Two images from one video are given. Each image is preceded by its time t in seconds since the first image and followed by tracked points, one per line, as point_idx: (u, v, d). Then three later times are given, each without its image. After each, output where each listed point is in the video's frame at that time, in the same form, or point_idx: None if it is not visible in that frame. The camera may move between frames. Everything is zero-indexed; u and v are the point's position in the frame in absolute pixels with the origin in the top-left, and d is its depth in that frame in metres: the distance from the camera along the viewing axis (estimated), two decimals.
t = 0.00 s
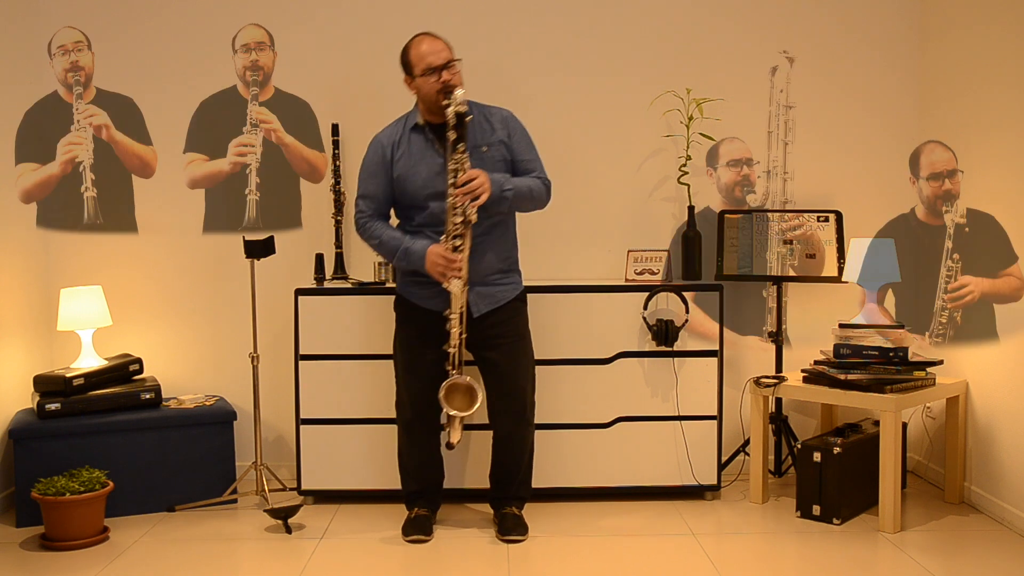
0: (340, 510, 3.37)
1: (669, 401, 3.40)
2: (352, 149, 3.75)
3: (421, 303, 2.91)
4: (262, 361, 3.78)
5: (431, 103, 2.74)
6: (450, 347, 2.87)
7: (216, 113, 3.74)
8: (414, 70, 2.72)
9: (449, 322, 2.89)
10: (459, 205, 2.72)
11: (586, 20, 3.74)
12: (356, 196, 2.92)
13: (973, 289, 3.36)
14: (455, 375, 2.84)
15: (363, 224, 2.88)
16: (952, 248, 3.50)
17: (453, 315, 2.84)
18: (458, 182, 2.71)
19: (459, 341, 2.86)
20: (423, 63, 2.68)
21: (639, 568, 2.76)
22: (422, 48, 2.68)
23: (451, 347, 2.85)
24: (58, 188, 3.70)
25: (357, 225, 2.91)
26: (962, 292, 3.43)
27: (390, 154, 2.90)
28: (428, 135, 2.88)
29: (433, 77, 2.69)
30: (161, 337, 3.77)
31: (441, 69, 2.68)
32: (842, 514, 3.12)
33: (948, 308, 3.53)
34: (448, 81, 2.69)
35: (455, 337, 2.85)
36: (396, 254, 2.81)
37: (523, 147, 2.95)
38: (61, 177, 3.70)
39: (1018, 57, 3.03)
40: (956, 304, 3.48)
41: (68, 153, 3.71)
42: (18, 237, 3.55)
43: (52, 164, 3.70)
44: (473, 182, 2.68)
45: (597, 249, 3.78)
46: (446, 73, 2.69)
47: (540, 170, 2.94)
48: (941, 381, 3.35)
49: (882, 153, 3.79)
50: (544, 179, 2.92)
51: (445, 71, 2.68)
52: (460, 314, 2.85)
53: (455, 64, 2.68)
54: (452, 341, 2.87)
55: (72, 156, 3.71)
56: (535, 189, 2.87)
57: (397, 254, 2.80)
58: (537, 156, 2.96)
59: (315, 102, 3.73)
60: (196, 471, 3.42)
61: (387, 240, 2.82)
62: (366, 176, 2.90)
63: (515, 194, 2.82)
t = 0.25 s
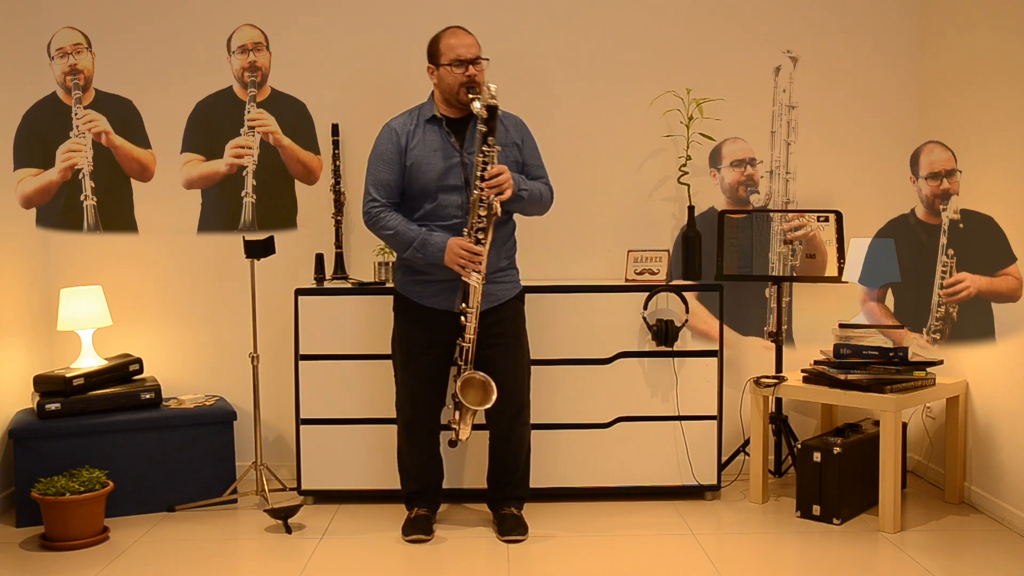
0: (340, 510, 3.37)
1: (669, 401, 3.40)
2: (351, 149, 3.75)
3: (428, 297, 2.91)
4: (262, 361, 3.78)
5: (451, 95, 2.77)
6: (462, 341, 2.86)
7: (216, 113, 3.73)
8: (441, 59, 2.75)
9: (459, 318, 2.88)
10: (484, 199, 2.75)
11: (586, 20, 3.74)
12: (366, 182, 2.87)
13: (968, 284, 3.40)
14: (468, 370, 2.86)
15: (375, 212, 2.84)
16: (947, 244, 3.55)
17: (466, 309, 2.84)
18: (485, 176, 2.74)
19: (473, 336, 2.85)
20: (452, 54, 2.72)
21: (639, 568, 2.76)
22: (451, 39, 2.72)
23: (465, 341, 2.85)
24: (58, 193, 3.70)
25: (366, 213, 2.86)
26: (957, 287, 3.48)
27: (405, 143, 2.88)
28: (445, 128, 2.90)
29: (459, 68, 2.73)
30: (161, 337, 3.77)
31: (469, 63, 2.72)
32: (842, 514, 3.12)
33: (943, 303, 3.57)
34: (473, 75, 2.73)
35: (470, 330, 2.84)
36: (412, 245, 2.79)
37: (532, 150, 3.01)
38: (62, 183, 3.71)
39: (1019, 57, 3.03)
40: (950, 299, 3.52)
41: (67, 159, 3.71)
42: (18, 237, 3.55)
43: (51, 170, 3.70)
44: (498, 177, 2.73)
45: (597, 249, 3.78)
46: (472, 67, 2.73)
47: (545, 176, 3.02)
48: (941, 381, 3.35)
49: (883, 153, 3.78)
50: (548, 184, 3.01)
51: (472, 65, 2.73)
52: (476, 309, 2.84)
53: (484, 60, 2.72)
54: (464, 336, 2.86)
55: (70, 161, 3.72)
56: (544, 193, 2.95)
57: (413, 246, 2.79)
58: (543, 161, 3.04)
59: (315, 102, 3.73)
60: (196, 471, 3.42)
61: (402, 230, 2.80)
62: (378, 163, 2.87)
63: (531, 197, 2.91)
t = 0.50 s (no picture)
0: (340, 510, 3.37)
1: (669, 401, 3.40)
2: (351, 149, 3.75)
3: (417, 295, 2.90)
4: (262, 361, 3.78)
5: (448, 94, 2.76)
6: (454, 340, 2.87)
7: (216, 113, 3.74)
8: (437, 58, 2.74)
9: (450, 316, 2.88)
10: (481, 198, 2.77)
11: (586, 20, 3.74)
12: (361, 177, 2.84)
13: (966, 276, 3.44)
14: (459, 367, 2.88)
15: (370, 208, 2.82)
16: (943, 236, 3.61)
17: (459, 308, 2.85)
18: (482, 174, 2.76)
19: (464, 334, 2.87)
20: (448, 53, 2.70)
21: (639, 568, 2.76)
22: (447, 38, 2.71)
23: (457, 339, 2.86)
24: (58, 190, 3.70)
25: (361, 209, 2.84)
26: (954, 280, 3.51)
27: (401, 139, 2.86)
28: (440, 125, 2.89)
29: (455, 67, 2.72)
30: (161, 338, 3.77)
31: (465, 62, 2.71)
32: (842, 514, 3.12)
33: (940, 296, 3.59)
34: (469, 74, 2.72)
35: (462, 329, 2.86)
36: (406, 241, 2.78)
37: (524, 151, 3.02)
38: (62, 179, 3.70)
39: (1019, 57, 3.03)
40: (948, 292, 3.55)
41: (69, 155, 3.71)
42: (18, 237, 3.55)
43: (52, 166, 3.69)
44: (495, 176, 2.75)
45: (597, 249, 3.78)
46: (469, 66, 2.72)
47: (536, 177, 3.03)
48: (941, 381, 3.35)
49: (883, 153, 3.79)
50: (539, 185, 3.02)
51: (468, 64, 2.72)
52: (468, 308, 2.86)
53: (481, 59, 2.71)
54: (456, 334, 2.88)
55: (72, 157, 3.72)
56: (536, 193, 2.96)
57: (408, 242, 2.78)
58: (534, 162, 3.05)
59: (315, 102, 3.73)
60: (196, 471, 3.42)
61: (397, 226, 2.78)
62: (374, 158, 2.84)
63: (523, 196, 2.90)
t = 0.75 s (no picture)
0: (340, 510, 3.37)
1: (669, 401, 3.40)
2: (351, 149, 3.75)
3: (399, 290, 2.90)
4: (262, 361, 3.78)
5: (424, 88, 2.77)
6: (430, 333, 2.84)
7: (215, 113, 3.74)
8: (413, 53, 2.76)
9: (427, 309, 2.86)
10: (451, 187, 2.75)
11: (586, 20, 3.74)
12: (340, 173, 2.89)
13: (966, 276, 3.44)
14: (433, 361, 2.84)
15: (347, 202, 2.85)
16: (944, 235, 3.61)
17: (435, 300, 2.83)
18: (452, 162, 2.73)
19: (440, 327, 2.84)
20: (423, 46, 2.72)
21: (639, 568, 2.76)
22: (422, 32, 2.72)
23: (431, 332, 2.83)
24: (57, 177, 3.69)
25: (339, 204, 2.88)
26: (954, 279, 3.51)
27: (378, 134, 2.89)
28: (418, 118, 2.90)
29: (430, 61, 2.72)
30: (161, 337, 3.77)
31: (440, 56, 2.72)
32: (842, 514, 3.12)
33: (940, 294, 3.59)
34: (444, 67, 2.73)
35: (437, 322, 2.83)
36: (380, 233, 2.79)
37: (507, 142, 2.99)
38: (62, 167, 3.70)
39: (1019, 58, 3.03)
40: (948, 289, 3.56)
41: (70, 140, 3.71)
42: (18, 237, 3.54)
43: (52, 152, 3.69)
44: (465, 164, 2.70)
45: (597, 249, 3.78)
46: (444, 60, 2.73)
47: (522, 169, 3.00)
48: (941, 381, 3.35)
49: (883, 153, 3.78)
50: (524, 177, 2.99)
51: (443, 58, 2.72)
52: (443, 300, 2.83)
53: (456, 52, 2.72)
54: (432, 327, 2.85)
55: (72, 142, 3.71)
56: (518, 184, 2.93)
57: (381, 234, 2.78)
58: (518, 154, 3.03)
59: (315, 102, 3.73)
60: (196, 471, 3.42)
61: (371, 219, 2.80)
62: (352, 154, 2.88)
63: (501, 186, 2.87)
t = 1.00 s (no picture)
0: (340, 510, 3.37)
1: (670, 401, 3.41)
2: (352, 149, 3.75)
3: (387, 295, 2.93)
4: (263, 361, 3.78)
5: (405, 91, 2.78)
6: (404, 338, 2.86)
7: (215, 114, 3.74)
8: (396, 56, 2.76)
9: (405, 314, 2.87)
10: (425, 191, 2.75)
11: (586, 20, 3.74)
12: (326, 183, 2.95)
13: (967, 277, 3.43)
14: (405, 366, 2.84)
15: (330, 211, 2.89)
16: (946, 235, 3.59)
17: (408, 304, 2.84)
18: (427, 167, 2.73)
19: (413, 332, 2.85)
20: (406, 50, 2.72)
21: (639, 568, 2.76)
22: (407, 36, 2.72)
23: (406, 337, 2.85)
24: (57, 169, 3.69)
25: (325, 213, 2.93)
26: (955, 279, 3.50)
27: (361, 143, 2.92)
28: (399, 124, 2.91)
29: (413, 65, 2.73)
30: (161, 337, 3.77)
31: (423, 60, 2.72)
32: (842, 514, 3.12)
33: (942, 294, 3.58)
34: (426, 72, 2.73)
35: (411, 326, 2.84)
36: (359, 240, 2.81)
37: (493, 143, 2.97)
38: (60, 160, 3.70)
39: (1018, 58, 3.04)
40: (949, 290, 3.54)
41: (69, 132, 3.71)
42: (18, 237, 3.55)
43: (52, 144, 3.69)
44: (440, 169, 2.70)
45: (597, 249, 3.78)
46: (426, 64, 2.73)
47: (510, 169, 2.97)
48: (941, 381, 3.35)
49: (883, 153, 3.79)
50: (512, 177, 2.96)
51: (425, 62, 2.72)
52: (418, 304, 2.84)
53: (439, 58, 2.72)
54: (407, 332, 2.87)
55: (72, 133, 3.71)
56: (504, 185, 2.90)
57: (360, 241, 2.81)
58: (506, 155, 3.00)
59: (316, 102, 3.73)
60: (195, 471, 3.42)
61: (351, 226, 2.83)
62: (337, 164, 2.93)
63: (482, 188, 2.85)
